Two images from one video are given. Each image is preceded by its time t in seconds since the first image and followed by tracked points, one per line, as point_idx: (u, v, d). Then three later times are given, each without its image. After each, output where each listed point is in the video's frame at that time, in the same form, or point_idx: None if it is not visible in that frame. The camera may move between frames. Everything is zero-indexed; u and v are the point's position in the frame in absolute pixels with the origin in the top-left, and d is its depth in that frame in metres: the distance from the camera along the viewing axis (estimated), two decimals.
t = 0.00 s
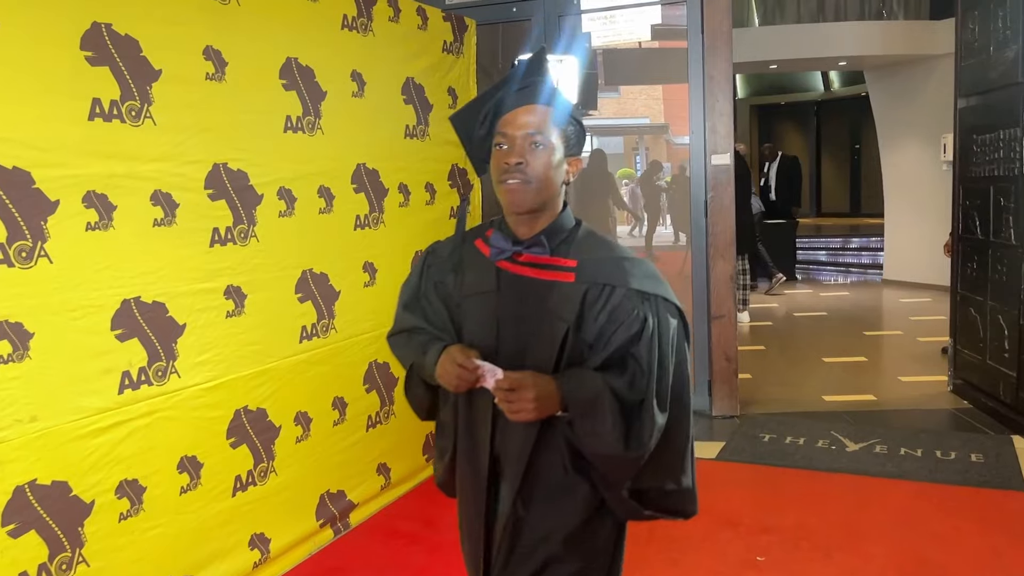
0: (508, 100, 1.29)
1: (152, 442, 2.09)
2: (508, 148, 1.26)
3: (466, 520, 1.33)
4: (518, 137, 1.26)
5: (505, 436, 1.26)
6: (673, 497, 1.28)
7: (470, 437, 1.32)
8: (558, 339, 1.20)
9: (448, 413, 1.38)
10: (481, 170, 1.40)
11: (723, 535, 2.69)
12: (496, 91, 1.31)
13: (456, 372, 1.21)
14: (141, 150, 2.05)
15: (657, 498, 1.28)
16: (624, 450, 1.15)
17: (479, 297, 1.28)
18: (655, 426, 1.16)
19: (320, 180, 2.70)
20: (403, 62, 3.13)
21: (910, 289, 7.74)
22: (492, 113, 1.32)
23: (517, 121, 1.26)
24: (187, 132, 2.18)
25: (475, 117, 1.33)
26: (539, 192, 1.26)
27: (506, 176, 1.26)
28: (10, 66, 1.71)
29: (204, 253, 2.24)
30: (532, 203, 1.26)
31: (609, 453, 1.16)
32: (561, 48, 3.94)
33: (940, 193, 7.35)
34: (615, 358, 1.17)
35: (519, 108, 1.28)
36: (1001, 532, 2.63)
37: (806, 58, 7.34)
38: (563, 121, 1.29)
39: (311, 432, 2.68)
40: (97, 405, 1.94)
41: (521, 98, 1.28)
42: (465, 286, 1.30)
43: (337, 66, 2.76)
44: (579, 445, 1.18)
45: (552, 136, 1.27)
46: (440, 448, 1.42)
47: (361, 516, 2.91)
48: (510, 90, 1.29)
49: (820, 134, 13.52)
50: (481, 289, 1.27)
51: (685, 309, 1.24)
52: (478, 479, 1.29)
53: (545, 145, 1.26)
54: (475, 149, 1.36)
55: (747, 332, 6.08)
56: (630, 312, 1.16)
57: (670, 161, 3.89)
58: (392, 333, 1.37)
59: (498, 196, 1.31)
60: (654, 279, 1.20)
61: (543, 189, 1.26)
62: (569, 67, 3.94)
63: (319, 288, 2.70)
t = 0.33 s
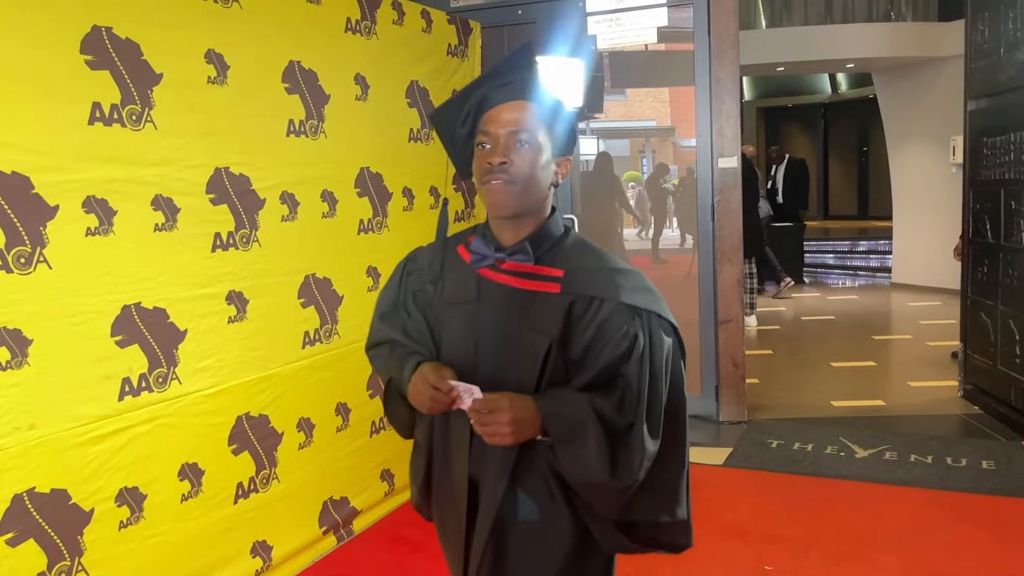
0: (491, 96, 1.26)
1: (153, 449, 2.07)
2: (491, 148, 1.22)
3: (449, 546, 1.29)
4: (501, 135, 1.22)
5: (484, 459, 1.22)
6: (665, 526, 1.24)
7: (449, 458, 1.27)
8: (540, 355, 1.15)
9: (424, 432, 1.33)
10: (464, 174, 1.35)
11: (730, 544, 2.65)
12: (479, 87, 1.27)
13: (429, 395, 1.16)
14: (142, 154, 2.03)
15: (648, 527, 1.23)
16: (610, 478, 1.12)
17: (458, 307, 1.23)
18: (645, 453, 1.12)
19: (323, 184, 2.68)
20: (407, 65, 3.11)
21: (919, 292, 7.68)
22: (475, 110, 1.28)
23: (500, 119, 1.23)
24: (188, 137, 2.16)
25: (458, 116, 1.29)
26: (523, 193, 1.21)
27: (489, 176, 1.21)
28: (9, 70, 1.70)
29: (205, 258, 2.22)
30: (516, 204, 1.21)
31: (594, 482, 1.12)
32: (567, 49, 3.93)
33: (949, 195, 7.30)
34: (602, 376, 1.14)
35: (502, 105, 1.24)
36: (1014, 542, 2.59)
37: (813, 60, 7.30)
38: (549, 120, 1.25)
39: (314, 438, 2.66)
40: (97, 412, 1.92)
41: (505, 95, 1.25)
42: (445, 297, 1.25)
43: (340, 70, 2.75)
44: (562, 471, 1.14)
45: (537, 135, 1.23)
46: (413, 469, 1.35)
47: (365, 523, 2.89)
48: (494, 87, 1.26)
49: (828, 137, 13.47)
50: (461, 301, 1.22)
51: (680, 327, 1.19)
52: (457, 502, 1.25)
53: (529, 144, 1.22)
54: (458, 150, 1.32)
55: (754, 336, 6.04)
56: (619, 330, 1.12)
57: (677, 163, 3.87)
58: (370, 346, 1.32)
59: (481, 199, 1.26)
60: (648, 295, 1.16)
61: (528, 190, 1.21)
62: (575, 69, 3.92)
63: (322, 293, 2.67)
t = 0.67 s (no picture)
0: (470, 92, 1.22)
1: (157, 456, 2.06)
2: (469, 149, 1.19)
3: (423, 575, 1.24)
4: (481, 135, 1.19)
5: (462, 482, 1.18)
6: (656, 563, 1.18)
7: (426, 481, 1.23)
8: (520, 370, 1.11)
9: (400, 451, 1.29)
10: (445, 172, 1.33)
11: (740, 552, 2.61)
12: (458, 82, 1.23)
13: (397, 413, 1.12)
14: (146, 159, 2.01)
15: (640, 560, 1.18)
16: (588, 509, 1.05)
17: (435, 318, 1.19)
18: (629, 480, 1.06)
19: (330, 188, 2.66)
20: (414, 68, 3.10)
21: (932, 295, 7.60)
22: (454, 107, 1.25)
23: (479, 118, 1.19)
24: (193, 141, 2.14)
25: (437, 113, 1.27)
26: (503, 197, 1.18)
27: (468, 179, 1.18)
28: (12, 75, 1.68)
29: (210, 263, 2.20)
30: (495, 210, 1.18)
31: (573, 512, 1.05)
32: (576, 51, 3.93)
33: (962, 198, 7.23)
34: (585, 394, 1.10)
35: (483, 102, 1.20)
36: None
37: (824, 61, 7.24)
38: (532, 117, 1.22)
39: (319, 444, 2.64)
40: (101, 419, 1.90)
41: (484, 91, 1.21)
42: (424, 307, 1.22)
43: (347, 73, 2.73)
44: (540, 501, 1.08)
45: (519, 134, 1.20)
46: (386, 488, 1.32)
47: (371, 530, 2.86)
48: (474, 81, 1.22)
49: (839, 139, 13.39)
50: (440, 310, 1.19)
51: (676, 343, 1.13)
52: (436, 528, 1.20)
53: (509, 145, 1.19)
54: (437, 149, 1.30)
55: (765, 340, 5.99)
56: (604, 345, 1.08)
57: (687, 165, 3.83)
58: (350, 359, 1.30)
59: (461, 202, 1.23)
60: (639, 307, 1.10)
61: (508, 194, 1.18)
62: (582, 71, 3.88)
63: (328, 298, 2.65)
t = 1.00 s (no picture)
0: (443, 88, 1.18)
1: (166, 462, 2.04)
2: (445, 151, 1.14)
3: None
4: (456, 136, 1.14)
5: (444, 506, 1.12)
6: None
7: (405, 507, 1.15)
8: (499, 385, 1.05)
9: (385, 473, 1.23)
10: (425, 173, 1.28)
11: (757, 562, 2.56)
12: (431, 78, 1.19)
13: (365, 434, 1.07)
14: (157, 164, 2.01)
15: None
16: (564, 534, 0.99)
17: (415, 329, 1.15)
18: (610, 505, 0.99)
19: (342, 193, 2.65)
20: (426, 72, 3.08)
21: (953, 299, 7.49)
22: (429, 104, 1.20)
23: (453, 117, 1.14)
24: (204, 146, 2.14)
25: (412, 112, 1.22)
26: (481, 202, 1.11)
27: (444, 184, 1.12)
28: (21, 81, 1.68)
29: (221, 268, 2.19)
30: (474, 214, 1.11)
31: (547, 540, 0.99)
32: (590, 52, 3.90)
33: (984, 200, 7.12)
34: (568, 411, 1.04)
35: (457, 99, 1.15)
36: None
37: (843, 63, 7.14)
38: (513, 113, 1.15)
39: (330, 450, 2.62)
40: (111, 426, 1.90)
41: (458, 87, 1.16)
42: (406, 318, 1.18)
43: (359, 77, 2.72)
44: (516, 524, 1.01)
45: (497, 132, 1.13)
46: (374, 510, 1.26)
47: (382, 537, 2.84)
48: (449, 77, 1.17)
49: (857, 141, 13.25)
50: (420, 321, 1.15)
51: (671, 356, 1.09)
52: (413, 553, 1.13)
53: (485, 145, 1.12)
54: (415, 149, 1.26)
55: (782, 344, 5.92)
56: (590, 356, 1.03)
57: (703, 168, 3.78)
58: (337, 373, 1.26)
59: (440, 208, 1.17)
60: (631, 317, 1.05)
61: (487, 197, 1.12)
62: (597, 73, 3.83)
63: (340, 303, 2.64)
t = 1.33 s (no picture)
0: (417, 91, 1.15)
1: (186, 468, 2.04)
2: (422, 159, 1.10)
3: None
4: (433, 143, 1.11)
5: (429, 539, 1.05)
6: None
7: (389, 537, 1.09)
8: (485, 407, 1.01)
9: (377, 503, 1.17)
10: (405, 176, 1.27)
11: None
12: (406, 81, 1.16)
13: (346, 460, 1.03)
14: (179, 169, 2.01)
15: None
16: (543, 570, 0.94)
17: (401, 347, 1.12)
18: (600, 540, 0.93)
19: (364, 198, 2.64)
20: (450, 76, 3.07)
21: (988, 306, 7.32)
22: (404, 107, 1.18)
23: (430, 123, 1.11)
24: (226, 151, 2.14)
25: (388, 116, 1.20)
26: (462, 211, 1.08)
27: (423, 195, 1.08)
28: (45, 88, 1.68)
29: (242, 273, 2.19)
30: (456, 224, 1.08)
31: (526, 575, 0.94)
32: (615, 55, 3.87)
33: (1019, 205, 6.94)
34: (558, 436, 0.98)
35: (433, 102, 1.12)
36: None
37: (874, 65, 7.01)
38: (494, 114, 1.11)
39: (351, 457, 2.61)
40: (131, 431, 1.90)
41: (433, 89, 1.13)
42: (393, 336, 1.15)
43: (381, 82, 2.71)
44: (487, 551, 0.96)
45: (477, 136, 1.09)
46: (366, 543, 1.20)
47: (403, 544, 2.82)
48: (423, 78, 1.14)
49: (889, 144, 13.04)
50: (407, 338, 1.11)
51: (676, 377, 1.02)
52: None
53: (463, 151, 1.09)
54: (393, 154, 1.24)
55: (811, 351, 5.82)
56: (582, 377, 0.98)
57: (730, 171, 3.72)
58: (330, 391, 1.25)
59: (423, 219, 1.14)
60: (632, 333, 0.99)
61: (468, 206, 1.08)
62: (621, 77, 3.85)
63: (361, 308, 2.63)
